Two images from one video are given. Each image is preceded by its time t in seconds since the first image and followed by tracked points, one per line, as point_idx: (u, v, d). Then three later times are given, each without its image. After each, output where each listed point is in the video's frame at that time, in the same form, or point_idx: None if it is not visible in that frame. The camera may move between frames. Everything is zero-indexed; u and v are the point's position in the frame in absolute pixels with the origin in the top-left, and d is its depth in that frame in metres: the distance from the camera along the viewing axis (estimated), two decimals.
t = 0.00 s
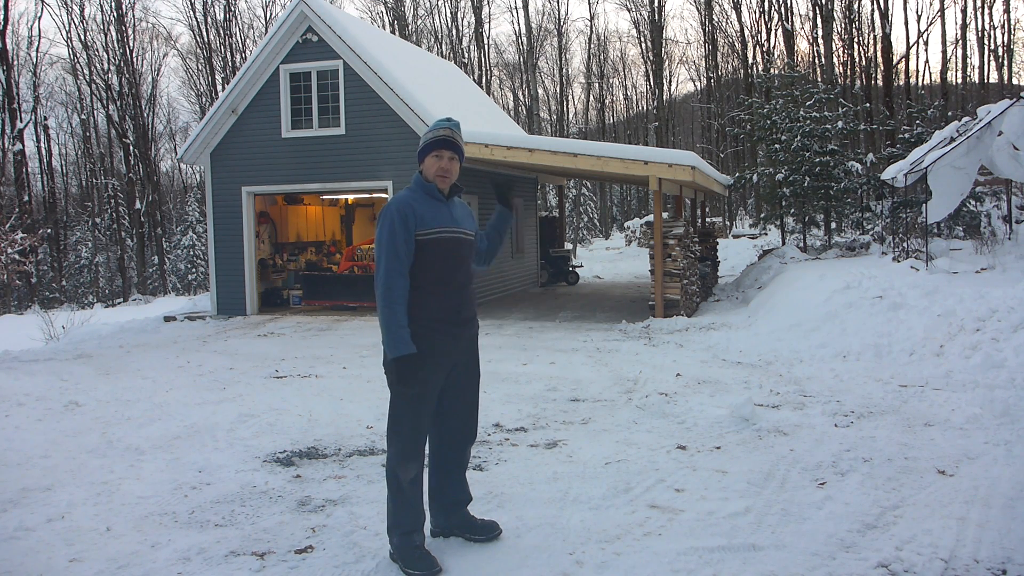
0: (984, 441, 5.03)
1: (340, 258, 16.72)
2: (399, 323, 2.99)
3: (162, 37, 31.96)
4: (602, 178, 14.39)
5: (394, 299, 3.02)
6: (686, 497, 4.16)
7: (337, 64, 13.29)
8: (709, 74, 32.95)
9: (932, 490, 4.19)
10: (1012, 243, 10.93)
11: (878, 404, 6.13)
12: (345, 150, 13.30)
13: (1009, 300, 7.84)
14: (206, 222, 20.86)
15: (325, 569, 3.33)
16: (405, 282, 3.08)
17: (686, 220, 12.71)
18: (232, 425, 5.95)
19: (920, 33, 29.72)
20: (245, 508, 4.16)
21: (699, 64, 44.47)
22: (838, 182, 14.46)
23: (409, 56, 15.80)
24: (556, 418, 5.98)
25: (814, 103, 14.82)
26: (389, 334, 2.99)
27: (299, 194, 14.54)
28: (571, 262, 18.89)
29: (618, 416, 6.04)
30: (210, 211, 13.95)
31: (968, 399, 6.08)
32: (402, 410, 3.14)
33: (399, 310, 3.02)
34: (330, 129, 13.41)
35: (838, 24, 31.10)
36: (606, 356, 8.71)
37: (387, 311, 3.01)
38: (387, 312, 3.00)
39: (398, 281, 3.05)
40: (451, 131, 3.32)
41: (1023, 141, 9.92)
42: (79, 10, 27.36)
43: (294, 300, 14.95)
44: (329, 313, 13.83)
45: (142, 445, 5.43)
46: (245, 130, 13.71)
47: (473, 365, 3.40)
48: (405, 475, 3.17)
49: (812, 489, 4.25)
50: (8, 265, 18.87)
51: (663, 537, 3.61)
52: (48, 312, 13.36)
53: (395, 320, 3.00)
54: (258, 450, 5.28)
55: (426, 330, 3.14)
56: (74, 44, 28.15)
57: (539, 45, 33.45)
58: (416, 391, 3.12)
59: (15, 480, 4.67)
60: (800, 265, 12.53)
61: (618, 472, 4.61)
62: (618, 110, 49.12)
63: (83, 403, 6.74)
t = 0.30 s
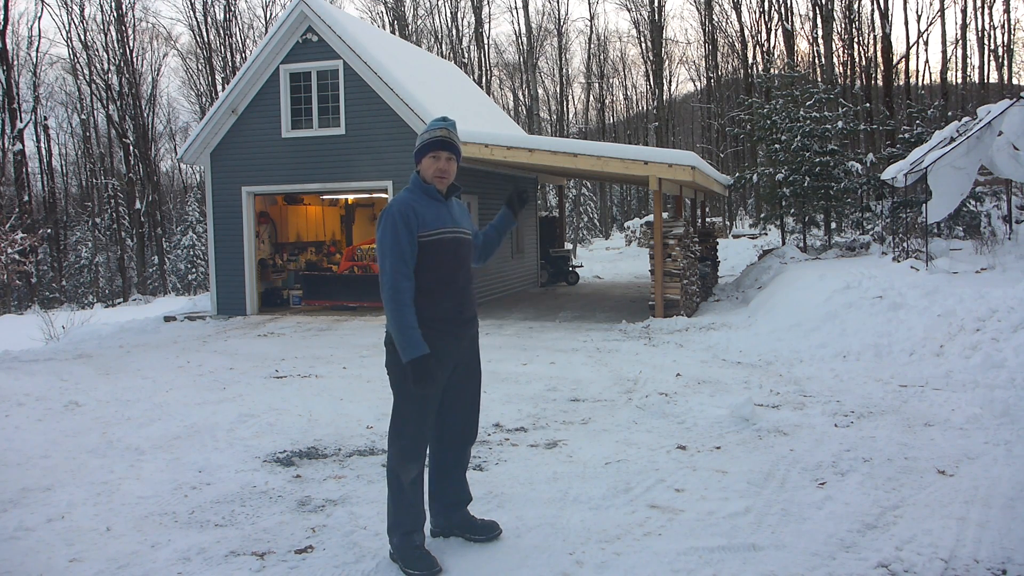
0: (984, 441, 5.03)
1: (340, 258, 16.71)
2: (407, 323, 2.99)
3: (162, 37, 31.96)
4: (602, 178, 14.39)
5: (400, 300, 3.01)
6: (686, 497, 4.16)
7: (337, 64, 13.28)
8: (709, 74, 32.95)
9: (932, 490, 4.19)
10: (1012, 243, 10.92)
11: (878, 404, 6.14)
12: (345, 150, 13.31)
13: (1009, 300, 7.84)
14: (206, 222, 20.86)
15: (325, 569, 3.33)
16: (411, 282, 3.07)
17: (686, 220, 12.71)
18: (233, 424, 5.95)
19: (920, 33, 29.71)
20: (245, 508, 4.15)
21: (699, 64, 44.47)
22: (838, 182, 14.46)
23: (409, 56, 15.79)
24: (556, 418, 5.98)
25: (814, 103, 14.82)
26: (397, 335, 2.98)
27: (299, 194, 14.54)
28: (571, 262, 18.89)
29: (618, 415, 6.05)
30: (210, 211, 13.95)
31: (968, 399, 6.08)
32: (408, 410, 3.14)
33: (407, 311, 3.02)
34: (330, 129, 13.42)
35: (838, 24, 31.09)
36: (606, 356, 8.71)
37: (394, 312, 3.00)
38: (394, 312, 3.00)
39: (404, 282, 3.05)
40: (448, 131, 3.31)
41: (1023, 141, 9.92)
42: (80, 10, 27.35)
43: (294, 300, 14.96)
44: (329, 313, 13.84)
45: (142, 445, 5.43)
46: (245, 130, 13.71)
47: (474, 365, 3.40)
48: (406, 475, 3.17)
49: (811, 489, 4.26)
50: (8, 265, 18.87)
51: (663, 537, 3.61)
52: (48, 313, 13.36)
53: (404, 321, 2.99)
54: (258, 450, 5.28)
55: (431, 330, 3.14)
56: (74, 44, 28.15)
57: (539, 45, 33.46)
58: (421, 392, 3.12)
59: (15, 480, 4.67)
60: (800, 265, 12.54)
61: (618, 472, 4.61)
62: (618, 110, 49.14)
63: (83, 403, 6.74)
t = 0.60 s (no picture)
0: (984, 441, 5.03)
1: (340, 258, 16.71)
2: (405, 321, 2.99)
3: (162, 37, 31.96)
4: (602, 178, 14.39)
5: (399, 299, 3.01)
6: (686, 497, 4.15)
7: (338, 64, 13.29)
8: (709, 74, 32.94)
9: (931, 490, 4.19)
10: (1012, 243, 10.92)
11: (878, 404, 6.13)
12: (345, 151, 13.31)
13: (1009, 300, 7.84)
14: (207, 222, 20.87)
15: (325, 569, 3.34)
16: (409, 281, 3.08)
17: (687, 219, 12.72)
18: (233, 425, 5.95)
19: (920, 33, 29.67)
20: (244, 508, 4.16)
21: (699, 64, 44.45)
22: (838, 182, 14.46)
23: (409, 56, 15.80)
24: (556, 419, 5.98)
25: (814, 103, 14.82)
26: (393, 334, 2.98)
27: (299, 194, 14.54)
28: (571, 262, 18.88)
29: (618, 415, 6.05)
30: (210, 211, 13.95)
31: (968, 399, 6.08)
32: (408, 409, 3.13)
33: (405, 309, 3.02)
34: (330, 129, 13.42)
35: (838, 24, 31.06)
36: (606, 356, 8.71)
37: (392, 312, 3.00)
38: (392, 311, 3.00)
39: (402, 281, 3.04)
40: (450, 130, 3.31)
41: (1023, 141, 9.98)
42: (79, 10, 27.33)
43: (294, 300, 14.96)
44: (330, 313, 13.84)
45: (142, 445, 5.43)
46: (245, 130, 13.71)
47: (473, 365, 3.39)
48: (406, 475, 3.17)
49: (812, 489, 4.26)
50: (8, 265, 18.88)
51: (663, 537, 3.61)
52: (48, 313, 13.36)
53: (402, 321, 2.98)
54: (258, 450, 5.27)
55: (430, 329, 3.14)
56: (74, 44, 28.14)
57: (539, 45, 33.47)
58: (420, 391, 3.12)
59: (15, 480, 4.67)
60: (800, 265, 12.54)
61: (618, 472, 4.61)
62: (618, 110, 49.15)
63: (83, 403, 6.74)
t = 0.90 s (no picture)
0: (984, 441, 5.03)
1: (340, 258, 16.71)
2: (404, 321, 3.00)
3: (162, 37, 31.95)
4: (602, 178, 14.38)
5: (398, 299, 3.02)
6: (686, 497, 4.15)
7: (338, 64, 13.29)
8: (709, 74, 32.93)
9: (931, 490, 4.19)
10: (1012, 243, 10.92)
11: (878, 404, 6.13)
12: (345, 151, 13.31)
13: (1009, 300, 7.84)
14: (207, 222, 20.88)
15: (325, 569, 3.34)
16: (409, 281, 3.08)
17: (687, 219, 12.72)
18: (233, 425, 5.95)
19: (921, 32, 29.63)
20: (244, 508, 4.16)
21: (699, 64, 44.44)
22: (838, 182, 14.46)
23: (409, 56, 15.80)
24: (556, 418, 5.98)
25: (814, 102, 14.82)
26: (393, 335, 2.99)
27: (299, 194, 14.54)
28: (571, 262, 18.88)
29: (618, 415, 6.05)
30: (210, 211, 13.95)
31: (968, 399, 6.08)
32: (408, 409, 3.14)
33: (404, 310, 3.02)
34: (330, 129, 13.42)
35: (839, 24, 31.03)
36: (606, 356, 8.71)
37: (392, 312, 3.00)
38: (392, 312, 3.00)
39: (402, 282, 3.05)
40: (448, 131, 3.31)
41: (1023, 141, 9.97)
42: (79, 10, 27.31)
43: (294, 300, 14.96)
44: (330, 313, 13.85)
45: (142, 445, 5.43)
46: (245, 130, 13.71)
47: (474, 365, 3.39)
48: (406, 475, 3.17)
49: (812, 489, 4.26)
50: (8, 265, 18.87)
51: (663, 537, 3.61)
52: (47, 313, 13.36)
53: (401, 321, 2.99)
54: (258, 450, 5.28)
55: (430, 329, 3.15)
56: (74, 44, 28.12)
57: (539, 45, 33.47)
58: (420, 392, 3.13)
59: (14, 480, 4.68)
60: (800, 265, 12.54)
61: (618, 472, 4.61)
62: (618, 110, 49.14)
63: (83, 403, 6.74)
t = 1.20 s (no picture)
0: (984, 441, 5.03)
1: (340, 258, 16.72)
2: (404, 321, 3.00)
3: (162, 37, 31.93)
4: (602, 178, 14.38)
5: (399, 299, 3.02)
6: (686, 497, 4.15)
7: (337, 64, 13.29)
8: (709, 74, 32.92)
9: (931, 490, 4.19)
10: (1012, 243, 10.92)
11: (878, 404, 6.14)
12: (344, 151, 13.31)
13: (1009, 300, 7.83)
14: (206, 222, 20.88)
15: (325, 569, 3.34)
16: (409, 282, 3.08)
17: (687, 219, 12.73)
18: (233, 425, 5.95)
19: (920, 32, 29.61)
20: (244, 508, 4.16)
21: (699, 64, 44.42)
22: (838, 181, 14.47)
23: (409, 56, 15.79)
24: (556, 418, 5.98)
25: (814, 102, 14.82)
26: (393, 334, 2.99)
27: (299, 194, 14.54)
28: (571, 262, 18.87)
29: (618, 415, 6.05)
30: (210, 211, 13.95)
31: (969, 399, 6.08)
32: (409, 409, 3.14)
33: (404, 310, 3.03)
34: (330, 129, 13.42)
35: (839, 24, 31.01)
36: (606, 356, 8.71)
37: (392, 313, 3.01)
38: (392, 312, 3.01)
39: (402, 282, 3.05)
40: (448, 131, 3.31)
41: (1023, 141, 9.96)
42: (80, 10, 27.29)
43: (294, 300, 14.97)
44: (330, 313, 13.85)
45: (142, 445, 5.43)
46: (245, 130, 13.72)
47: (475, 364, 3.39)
48: (407, 474, 3.17)
49: (812, 489, 4.25)
50: (8, 266, 18.87)
51: (663, 537, 3.61)
52: (48, 312, 13.35)
53: (401, 321, 2.99)
54: (258, 450, 5.28)
55: (431, 328, 3.15)
56: (74, 44, 28.08)
57: (539, 45, 33.45)
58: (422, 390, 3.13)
59: (14, 480, 4.68)
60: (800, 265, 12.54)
61: (618, 472, 4.61)
62: (618, 110, 49.15)
63: (83, 403, 6.74)
